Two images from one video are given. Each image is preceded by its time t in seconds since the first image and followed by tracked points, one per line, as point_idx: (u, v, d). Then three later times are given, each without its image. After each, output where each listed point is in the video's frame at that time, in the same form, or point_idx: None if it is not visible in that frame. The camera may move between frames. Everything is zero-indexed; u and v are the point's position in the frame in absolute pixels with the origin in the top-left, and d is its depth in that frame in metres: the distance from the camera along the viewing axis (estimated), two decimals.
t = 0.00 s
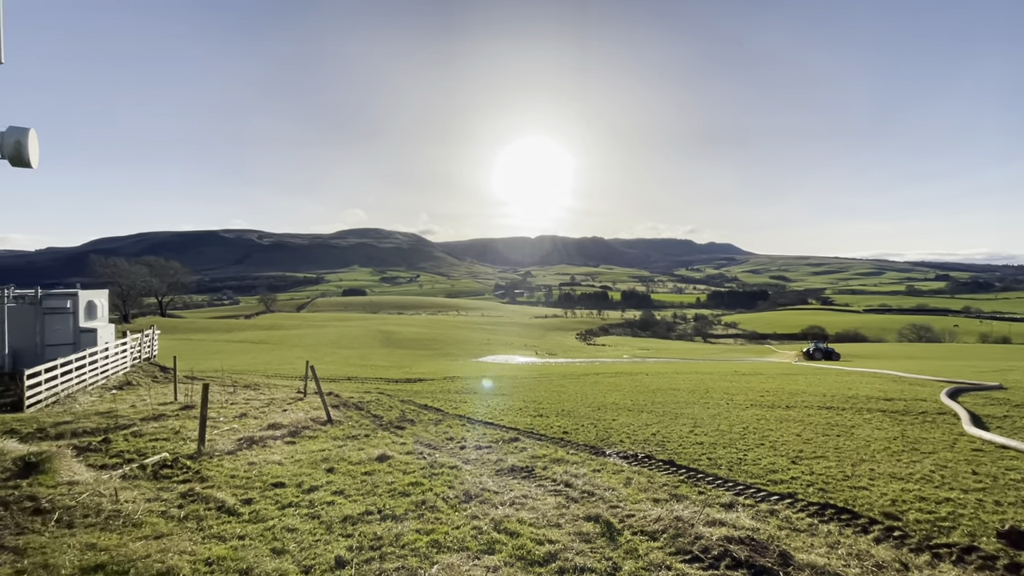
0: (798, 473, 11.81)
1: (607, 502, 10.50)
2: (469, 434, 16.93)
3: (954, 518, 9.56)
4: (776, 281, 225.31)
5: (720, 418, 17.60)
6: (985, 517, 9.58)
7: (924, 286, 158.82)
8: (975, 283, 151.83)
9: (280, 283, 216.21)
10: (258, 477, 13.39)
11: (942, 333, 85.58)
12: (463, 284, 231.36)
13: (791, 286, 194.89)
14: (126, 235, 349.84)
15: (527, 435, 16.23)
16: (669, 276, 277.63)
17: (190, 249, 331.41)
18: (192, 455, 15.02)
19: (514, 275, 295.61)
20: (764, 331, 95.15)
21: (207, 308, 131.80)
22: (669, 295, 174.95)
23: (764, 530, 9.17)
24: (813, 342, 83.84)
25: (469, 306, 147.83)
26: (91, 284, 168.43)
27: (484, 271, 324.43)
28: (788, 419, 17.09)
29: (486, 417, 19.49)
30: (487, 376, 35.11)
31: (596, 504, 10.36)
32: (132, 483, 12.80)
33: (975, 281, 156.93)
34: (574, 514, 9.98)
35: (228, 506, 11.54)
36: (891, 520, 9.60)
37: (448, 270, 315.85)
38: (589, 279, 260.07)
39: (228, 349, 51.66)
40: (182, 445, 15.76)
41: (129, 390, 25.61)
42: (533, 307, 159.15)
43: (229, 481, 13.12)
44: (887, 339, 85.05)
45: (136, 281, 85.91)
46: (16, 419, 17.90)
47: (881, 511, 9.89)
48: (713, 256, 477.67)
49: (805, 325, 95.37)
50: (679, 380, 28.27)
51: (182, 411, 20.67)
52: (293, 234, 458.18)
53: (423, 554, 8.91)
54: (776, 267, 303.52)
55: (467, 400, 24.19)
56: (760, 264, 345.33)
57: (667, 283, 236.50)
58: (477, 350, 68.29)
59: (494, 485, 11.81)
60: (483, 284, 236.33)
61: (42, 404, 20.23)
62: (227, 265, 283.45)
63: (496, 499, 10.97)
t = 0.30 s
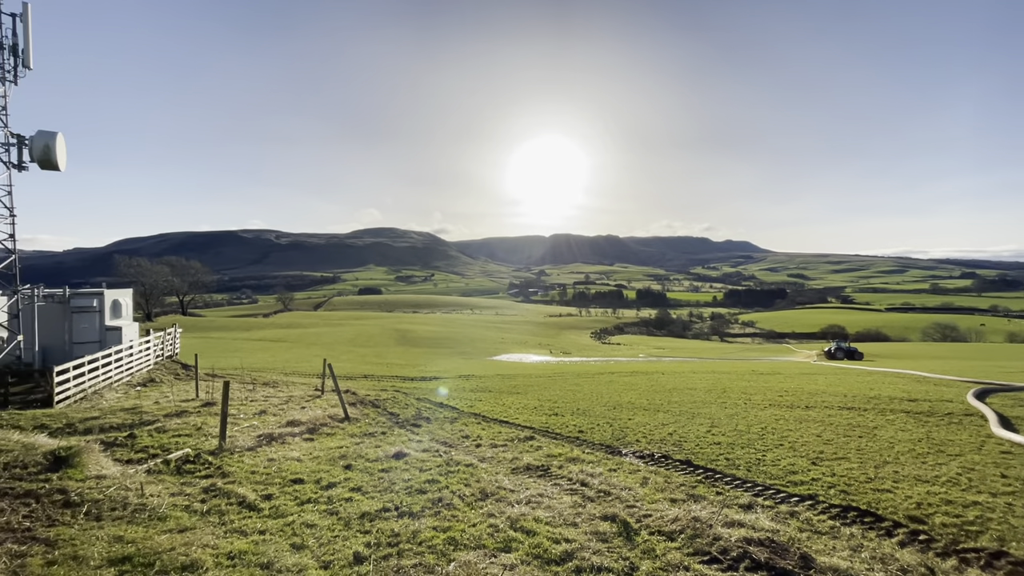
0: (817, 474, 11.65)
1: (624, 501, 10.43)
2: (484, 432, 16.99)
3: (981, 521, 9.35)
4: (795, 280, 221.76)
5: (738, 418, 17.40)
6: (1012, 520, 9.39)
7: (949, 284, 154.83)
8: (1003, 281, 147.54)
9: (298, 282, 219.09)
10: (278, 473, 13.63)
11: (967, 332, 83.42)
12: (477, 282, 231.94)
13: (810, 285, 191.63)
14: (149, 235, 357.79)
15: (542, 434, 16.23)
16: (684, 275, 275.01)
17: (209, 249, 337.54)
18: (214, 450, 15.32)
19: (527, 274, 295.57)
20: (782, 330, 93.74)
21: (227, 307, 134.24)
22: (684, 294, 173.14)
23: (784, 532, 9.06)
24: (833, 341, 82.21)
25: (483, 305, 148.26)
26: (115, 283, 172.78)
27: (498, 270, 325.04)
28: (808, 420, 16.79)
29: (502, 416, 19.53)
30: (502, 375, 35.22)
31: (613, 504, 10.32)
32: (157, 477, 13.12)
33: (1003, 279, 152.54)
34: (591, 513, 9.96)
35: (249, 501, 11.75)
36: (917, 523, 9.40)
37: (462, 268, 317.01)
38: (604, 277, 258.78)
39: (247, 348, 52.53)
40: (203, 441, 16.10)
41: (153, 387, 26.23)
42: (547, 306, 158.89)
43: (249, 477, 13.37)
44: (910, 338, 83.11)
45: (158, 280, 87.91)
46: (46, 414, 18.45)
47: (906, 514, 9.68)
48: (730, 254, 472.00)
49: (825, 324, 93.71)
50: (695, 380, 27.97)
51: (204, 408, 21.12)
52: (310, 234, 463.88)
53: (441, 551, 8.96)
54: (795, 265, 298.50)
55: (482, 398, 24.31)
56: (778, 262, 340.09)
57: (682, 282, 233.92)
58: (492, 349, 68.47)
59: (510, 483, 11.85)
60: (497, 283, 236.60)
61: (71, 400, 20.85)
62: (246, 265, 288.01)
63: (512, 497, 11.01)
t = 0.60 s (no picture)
0: (829, 474, 11.55)
1: (633, 500, 10.44)
2: (493, 430, 17.04)
3: (998, 523, 9.22)
4: (806, 278, 219.61)
5: (747, 417, 17.29)
6: None
7: (963, 282, 152.55)
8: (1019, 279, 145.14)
9: (307, 280, 220.71)
10: (289, 469, 13.77)
11: (982, 330, 82.23)
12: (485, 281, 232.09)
13: (821, 282, 189.56)
14: (161, 234, 362.19)
15: (551, 432, 16.24)
16: (693, 273, 273.53)
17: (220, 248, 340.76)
18: (226, 447, 15.52)
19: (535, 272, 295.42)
20: (792, 328, 93.02)
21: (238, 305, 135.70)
22: (693, 292, 172.33)
23: (796, 532, 9.00)
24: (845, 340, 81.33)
25: (491, 303, 148.53)
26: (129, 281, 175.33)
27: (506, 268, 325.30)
28: (820, 419, 16.64)
29: (511, 414, 19.57)
30: (511, 373, 35.31)
31: (622, 502, 10.32)
32: (171, 473, 13.31)
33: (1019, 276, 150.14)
34: (600, 512, 9.96)
35: (262, 497, 11.89)
36: (931, 524, 9.30)
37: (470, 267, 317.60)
38: (612, 275, 258.11)
39: (258, 345, 53.05)
40: (216, 437, 16.31)
41: (166, 384, 26.60)
42: (555, 304, 158.82)
43: (262, 473, 13.53)
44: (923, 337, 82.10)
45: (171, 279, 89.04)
46: (63, 410, 18.80)
47: (920, 515, 9.59)
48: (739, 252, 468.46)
49: (836, 323, 92.81)
50: (705, 378, 27.82)
51: (217, 405, 21.38)
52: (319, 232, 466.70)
53: (451, 547, 9.03)
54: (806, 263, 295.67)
55: (491, 396, 24.38)
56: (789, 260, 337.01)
57: (692, 280, 232.33)
58: (500, 347, 68.61)
59: (519, 481, 11.89)
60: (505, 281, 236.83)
61: (87, 397, 21.21)
62: (256, 263, 290.41)
63: (522, 495, 11.03)
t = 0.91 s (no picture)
0: (824, 471, 11.62)
1: (629, 497, 10.48)
2: (490, 428, 17.08)
3: (990, 519, 9.30)
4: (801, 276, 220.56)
5: (743, 415, 17.38)
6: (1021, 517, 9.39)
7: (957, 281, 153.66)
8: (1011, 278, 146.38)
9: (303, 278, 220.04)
10: (285, 468, 13.73)
11: (975, 329, 82.93)
12: (481, 279, 231.81)
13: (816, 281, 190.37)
14: (155, 231, 359.85)
15: (548, 430, 16.27)
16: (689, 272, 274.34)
17: (216, 246, 339.16)
18: (222, 445, 15.48)
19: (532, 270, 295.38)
20: (787, 327, 93.46)
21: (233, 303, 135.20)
22: (689, 290, 172.79)
23: (791, 529, 9.07)
24: (841, 339, 81.79)
25: (488, 301, 148.46)
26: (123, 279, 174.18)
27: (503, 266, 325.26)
28: (815, 417, 16.72)
29: (507, 412, 19.60)
30: (507, 371, 35.32)
31: (618, 500, 10.36)
32: (166, 471, 13.27)
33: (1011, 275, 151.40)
34: (597, 509, 10.00)
35: (257, 495, 11.85)
36: (925, 520, 9.39)
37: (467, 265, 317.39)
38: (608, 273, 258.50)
39: (253, 343, 52.85)
40: (212, 435, 16.25)
41: (161, 381, 26.48)
42: (552, 302, 158.93)
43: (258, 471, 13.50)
44: (917, 336, 82.72)
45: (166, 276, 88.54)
46: (57, 408, 18.69)
47: (913, 512, 9.66)
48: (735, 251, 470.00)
49: (831, 321, 93.35)
50: (701, 376, 27.95)
51: (212, 403, 21.29)
52: (315, 230, 465.22)
53: (448, 545, 9.04)
54: (801, 262, 297.11)
55: (487, 394, 24.41)
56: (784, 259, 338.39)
57: (688, 279, 232.86)
58: (496, 345, 68.61)
59: (516, 478, 11.91)
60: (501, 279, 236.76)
61: (81, 394, 21.10)
62: (251, 261, 288.91)
63: (518, 492, 11.04)
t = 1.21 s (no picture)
0: (793, 465, 11.94)
1: (606, 493, 10.58)
2: (468, 426, 17.03)
3: (948, 509, 9.71)
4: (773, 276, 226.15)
5: (717, 411, 17.72)
6: (977, 507, 9.83)
7: (919, 280, 159.74)
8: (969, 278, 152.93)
9: (278, 275, 215.31)
10: (258, 468, 13.44)
11: (936, 326, 86.40)
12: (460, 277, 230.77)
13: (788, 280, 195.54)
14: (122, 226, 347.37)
15: (526, 427, 16.30)
16: (666, 270, 278.44)
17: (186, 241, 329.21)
18: (192, 446, 15.05)
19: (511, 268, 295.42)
20: (760, 325, 95.78)
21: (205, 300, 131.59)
22: (666, 289, 175.43)
23: (762, 521, 9.28)
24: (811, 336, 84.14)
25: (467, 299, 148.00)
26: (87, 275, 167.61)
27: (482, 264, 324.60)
28: (785, 412, 17.18)
29: (485, 410, 19.57)
30: (486, 369, 35.24)
31: (595, 496, 10.45)
32: (132, 474, 12.83)
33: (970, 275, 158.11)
34: (573, 505, 10.07)
35: (229, 497, 11.58)
36: (888, 511, 9.74)
37: (446, 262, 315.65)
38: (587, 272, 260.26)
39: (226, 342, 51.47)
40: (181, 436, 15.78)
41: (127, 382, 25.60)
42: (531, 300, 159.28)
43: (229, 472, 13.17)
44: (882, 333, 85.69)
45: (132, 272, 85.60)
46: (14, 410, 17.90)
47: (877, 503, 10.01)
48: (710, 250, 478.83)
49: (801, 319, 95.95)
50: (677, 373, 28.39)
51: (182, 403, 20.70)
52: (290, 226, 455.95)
53: (424, 544, 8.98)
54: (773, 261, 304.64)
55: (465, 392, 24.31)
56: (758, 258, 346.30)
57: (665, 277, 236.30)
58: (476, 343, 68.39)
59: (494, 476, 11.91)
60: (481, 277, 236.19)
61: (41, 395, 20.24)
62: (224, 258, 281.61)
63: (496, 490, 11.05)
